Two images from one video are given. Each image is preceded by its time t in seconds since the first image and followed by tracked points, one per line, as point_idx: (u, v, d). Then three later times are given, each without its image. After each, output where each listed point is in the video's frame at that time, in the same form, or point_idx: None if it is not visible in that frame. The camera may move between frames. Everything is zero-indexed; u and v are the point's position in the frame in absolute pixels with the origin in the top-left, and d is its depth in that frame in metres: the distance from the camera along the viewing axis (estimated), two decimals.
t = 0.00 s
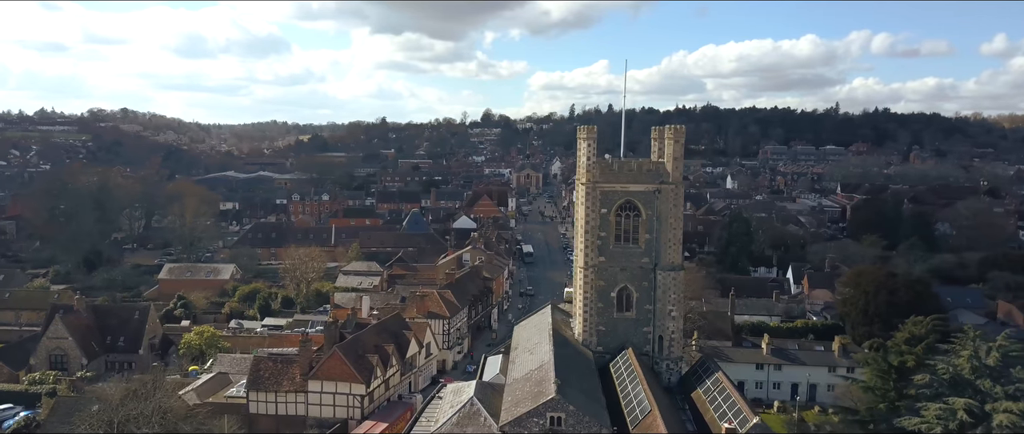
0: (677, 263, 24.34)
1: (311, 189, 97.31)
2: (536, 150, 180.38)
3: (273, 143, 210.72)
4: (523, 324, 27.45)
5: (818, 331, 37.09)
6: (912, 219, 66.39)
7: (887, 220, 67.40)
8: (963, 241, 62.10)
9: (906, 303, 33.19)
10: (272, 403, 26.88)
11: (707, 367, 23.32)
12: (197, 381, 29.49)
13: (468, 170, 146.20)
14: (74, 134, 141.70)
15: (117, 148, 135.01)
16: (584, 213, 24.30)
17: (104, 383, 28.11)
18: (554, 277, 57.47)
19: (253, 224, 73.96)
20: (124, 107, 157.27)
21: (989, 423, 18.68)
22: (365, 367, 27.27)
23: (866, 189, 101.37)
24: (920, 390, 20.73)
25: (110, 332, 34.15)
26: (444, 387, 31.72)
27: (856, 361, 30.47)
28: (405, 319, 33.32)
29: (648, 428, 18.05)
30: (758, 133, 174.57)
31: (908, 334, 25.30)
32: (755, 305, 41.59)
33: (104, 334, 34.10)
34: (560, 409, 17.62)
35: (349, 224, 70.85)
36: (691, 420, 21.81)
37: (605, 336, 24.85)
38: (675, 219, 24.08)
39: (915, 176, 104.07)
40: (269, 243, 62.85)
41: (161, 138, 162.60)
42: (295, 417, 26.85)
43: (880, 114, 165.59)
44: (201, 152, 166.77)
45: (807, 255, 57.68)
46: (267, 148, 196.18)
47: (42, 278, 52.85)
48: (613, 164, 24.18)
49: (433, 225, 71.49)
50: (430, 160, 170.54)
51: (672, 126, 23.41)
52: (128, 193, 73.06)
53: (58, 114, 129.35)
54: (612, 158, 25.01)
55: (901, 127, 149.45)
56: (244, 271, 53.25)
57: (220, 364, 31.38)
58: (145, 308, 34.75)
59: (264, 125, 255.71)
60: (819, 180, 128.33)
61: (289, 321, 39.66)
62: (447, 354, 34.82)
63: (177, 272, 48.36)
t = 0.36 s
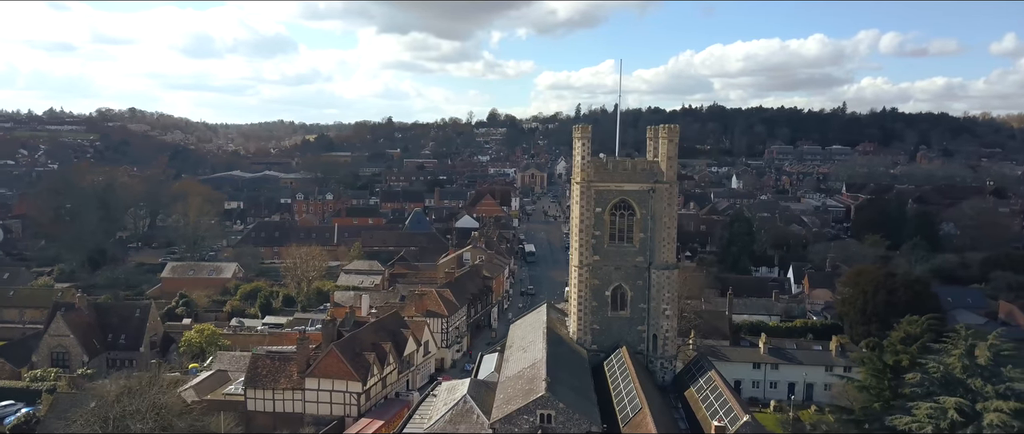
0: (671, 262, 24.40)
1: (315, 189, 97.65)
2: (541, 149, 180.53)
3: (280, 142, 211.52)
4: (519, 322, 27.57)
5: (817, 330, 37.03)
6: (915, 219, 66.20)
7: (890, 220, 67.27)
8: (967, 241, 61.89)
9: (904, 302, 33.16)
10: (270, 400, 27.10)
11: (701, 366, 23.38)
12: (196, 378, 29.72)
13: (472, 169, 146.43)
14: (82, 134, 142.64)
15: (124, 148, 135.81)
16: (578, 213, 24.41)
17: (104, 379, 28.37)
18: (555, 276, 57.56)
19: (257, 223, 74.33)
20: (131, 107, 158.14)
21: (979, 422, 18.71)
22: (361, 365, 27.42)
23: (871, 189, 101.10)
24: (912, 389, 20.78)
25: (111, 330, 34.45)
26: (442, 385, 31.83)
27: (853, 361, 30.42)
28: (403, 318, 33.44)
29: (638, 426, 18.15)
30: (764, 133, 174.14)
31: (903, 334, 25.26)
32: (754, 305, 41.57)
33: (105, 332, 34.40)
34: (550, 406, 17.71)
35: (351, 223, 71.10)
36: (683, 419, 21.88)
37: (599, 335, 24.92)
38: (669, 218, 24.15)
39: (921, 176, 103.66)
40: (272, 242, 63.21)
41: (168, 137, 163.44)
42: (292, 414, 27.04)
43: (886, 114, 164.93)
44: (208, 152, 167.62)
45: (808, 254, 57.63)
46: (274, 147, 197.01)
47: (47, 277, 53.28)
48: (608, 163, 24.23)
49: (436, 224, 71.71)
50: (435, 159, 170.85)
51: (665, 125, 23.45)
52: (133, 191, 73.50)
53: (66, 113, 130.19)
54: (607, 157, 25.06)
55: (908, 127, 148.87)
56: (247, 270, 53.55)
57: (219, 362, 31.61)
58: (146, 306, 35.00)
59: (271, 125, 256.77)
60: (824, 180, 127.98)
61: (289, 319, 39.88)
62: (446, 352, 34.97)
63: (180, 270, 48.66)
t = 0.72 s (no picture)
0: (666, 261, 24.46)
1: (320, 188, 98.11)
2: (547, 149, 180.57)
3: (287, 142, 212.39)
4: (516, 320, 27.68)
5: (817, 330, 36.98)
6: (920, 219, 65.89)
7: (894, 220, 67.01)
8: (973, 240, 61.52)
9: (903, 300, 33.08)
10: (268, 398, 27.30)
11: (696, 365, 23.44)
12: (196, 376, 29.97)
13: (478, 169, 146.65)
14: (91, 133, 143.67)
15: (133, 147, 136.71)
16: (574, 212, 24.52)
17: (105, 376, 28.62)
18: (558, 275, 57.63)
19: (261, 222, 74.72)
20: (140, 107, 159.10)
21: (971, 422, 18.72)
22: (359, 362, 27.59)
23: (877, 189, 100.70)
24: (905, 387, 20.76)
25: (113, 328, 34.76)
26: (440, 383, 31.99)
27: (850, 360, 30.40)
28: (403, 317, 33.60)
29: (629, 423, 18.25)
30: (771, 132, 173.59)
31: (900, 333, 25.20)
32: (755, 305, 41.53)
33: (107, 329, 34.71)
34: (540, 404, 17.84)
35: (355, 223, 71.37)
36: (678, 417, 21.94)
37: (595, 333, 25.02)
38: (664, 217, 24.23)
39: (928, 176, 103.12)
40: (276, 241, 63.53)
41: (176, 137, 164.39)
42: (290, 411, 27.23)
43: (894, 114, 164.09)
44: (216, 151, 168.45)
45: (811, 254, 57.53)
46: (281, 147, 197.93)
47: (53, 275, 53.74)
48: (603, 162, 24.32)
49: (439, 223, 71.89)
50: (441, 159, 171.20)
51: (660, 125, 23.49)
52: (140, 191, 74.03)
53: (75, 113, 131.14)
54: (602, 155, 25.14)
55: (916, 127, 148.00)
56: (251, 268, 53.84)
57: (219, 359, 31.86)
58: (148, 304, 35.32)
59: (278, 124, 257.90)
60: (830, 180, 127.52)
61: (291, 317, 40.10)
62: (445, 351, 35.14)
63: (183, 269, 49.00)
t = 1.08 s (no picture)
0: (664, 260, 24.51)
1: (326, 187, 98.48)
2: (554, 148, 180.57)
3: (295, 141, 213.25)
4: (514, 319, 27.79)
5: (819, 330, 36.89)
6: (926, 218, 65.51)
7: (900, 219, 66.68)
8: (980, 240, 61.17)
9: (904, 300, 32.86)
10: (268, 395, 27.51)
11: (692, 364, 23.47)
12: (198, 373, 30.20)
13: (484, 168, 146.87)
14: (100, 133, 144.66)
15: (141, 147, 137.58)
16: (571, 211, 24.64)
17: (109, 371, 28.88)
18: (561, 274, 57.69)
19: (267, 221, 75.11)
20: (149, 107, 160.04)
21: (965, 421, 18.71)
22: (359, 360, 27.75)
23: (884, 189, 100.22)
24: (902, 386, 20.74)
25: (117, 325, 35.09)
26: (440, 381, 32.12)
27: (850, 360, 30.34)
28: (403, 315, 33.75)
29: (623, 420, 18.33)
30: (779, 132, 173.06)
31: (898, 332, 25.14)
32: (757, 304, 41.45)
33: (111, 326, 35.04)
34: (534, 401, 17.95)
35: (359, 222, 71.61)
36: (674, 416, 21.98)
37: (592, 332, 25.09)
38: (661, 216, 24.30)
39: (936, 176, 102.50)
40: (281, 240, 63.84)
41: (185, 136, 165.27)
42: (290, 409, 27.43)
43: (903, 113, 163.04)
44: (224, 150, 169.25)
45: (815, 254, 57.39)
46: (290, 146, 198.70)
47: (60, 273, 54.23)
48: (601, 162, 24.42)
49: (444, 222, 72.04)
50: (448, 159, 171.50)
51: (657, 124, 23.57)
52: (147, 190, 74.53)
53: (84, 112, 132.06)
54: (600, 155, 25.22)
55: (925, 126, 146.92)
56: (255, 267, 54.17)
57: (222, 357, 32.10)
58: (152, 302, 35.67)
59: (287, 124, 258.93)
60: (838, 180, 126.92)
61: (294, 316, 40.32)
62: (446, 349, 35.30)
63: (188, 267, 49.34)
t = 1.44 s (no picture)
0: (661, 259, 24.54)
1: (332, 187, 98.93)
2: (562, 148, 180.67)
3: (304, 141, 214.21)
4: (513, 317, 27.88)
5: (820, 329, 36.78)
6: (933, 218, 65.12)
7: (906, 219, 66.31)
8: (987, 240, 60.68)
9: (904, 300, 32.71)
10: (269, 392, 27.76)
11: (689, 362, 23.55)
12: (200, 371, 30.45)
13: (491, 168, 147.09)
14: (111, 132, 145.80)
15: (151, 146, 138.53)
16: (568, 209, 24.76)
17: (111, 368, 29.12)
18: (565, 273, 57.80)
19: (273, 221, 75.51)
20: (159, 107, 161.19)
21: (960, 420, 18.70)
22: (359, 358, 27.93)
23: (892, 189, 99.70)
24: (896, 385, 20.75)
25: (121, 323, 35.45)
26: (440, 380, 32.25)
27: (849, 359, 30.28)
28: (404, 313, 33.90)
29: (616, 418, 18.41)
30: (787, 132, 172.46)
31: (896, 331, 25.08)
32: (758, 304, 41.37)
33: (115, 324, 35.40)
34: (528, 398, 18.06)
35: (365, 221, 71.86)
36: (669, 414, 22.04)
37: (589, 330, 25.16)
38: (658, 216, 24.36)
39: (945, 175, 101.84)
40: (287, 239, 64.21)
41: (195, 136, 166.31)
42: (290, 406, 27.67)
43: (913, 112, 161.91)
44: (233, 150, 170.21)
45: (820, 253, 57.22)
46: (299, 146, 199.58)
47: (68, 271, 54.71)
48: (598, 161, 24.48)
49: (449, 222, 72.20)
50: (455, 158, 171.85)
51: (654, 123, 23.62)
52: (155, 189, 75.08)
53: (95, 112, 133.11)
54: (598, 154, 25.27)
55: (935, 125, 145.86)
56: (260, 265, 54.49)
57: (224, 354, 32.37)
58: (156, 300, 36.02)
59: (296, 123, 260.12)
60: (846, 180, 126.44)
61: (297, 314, 40.56)
62: (447, 347, 35.43)
63: (194, 266, 49.70)
